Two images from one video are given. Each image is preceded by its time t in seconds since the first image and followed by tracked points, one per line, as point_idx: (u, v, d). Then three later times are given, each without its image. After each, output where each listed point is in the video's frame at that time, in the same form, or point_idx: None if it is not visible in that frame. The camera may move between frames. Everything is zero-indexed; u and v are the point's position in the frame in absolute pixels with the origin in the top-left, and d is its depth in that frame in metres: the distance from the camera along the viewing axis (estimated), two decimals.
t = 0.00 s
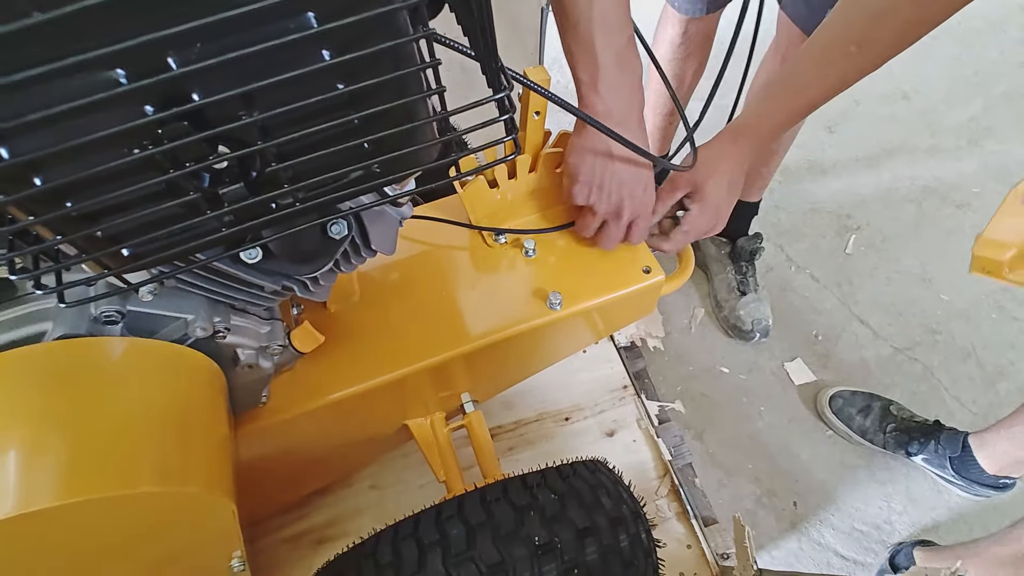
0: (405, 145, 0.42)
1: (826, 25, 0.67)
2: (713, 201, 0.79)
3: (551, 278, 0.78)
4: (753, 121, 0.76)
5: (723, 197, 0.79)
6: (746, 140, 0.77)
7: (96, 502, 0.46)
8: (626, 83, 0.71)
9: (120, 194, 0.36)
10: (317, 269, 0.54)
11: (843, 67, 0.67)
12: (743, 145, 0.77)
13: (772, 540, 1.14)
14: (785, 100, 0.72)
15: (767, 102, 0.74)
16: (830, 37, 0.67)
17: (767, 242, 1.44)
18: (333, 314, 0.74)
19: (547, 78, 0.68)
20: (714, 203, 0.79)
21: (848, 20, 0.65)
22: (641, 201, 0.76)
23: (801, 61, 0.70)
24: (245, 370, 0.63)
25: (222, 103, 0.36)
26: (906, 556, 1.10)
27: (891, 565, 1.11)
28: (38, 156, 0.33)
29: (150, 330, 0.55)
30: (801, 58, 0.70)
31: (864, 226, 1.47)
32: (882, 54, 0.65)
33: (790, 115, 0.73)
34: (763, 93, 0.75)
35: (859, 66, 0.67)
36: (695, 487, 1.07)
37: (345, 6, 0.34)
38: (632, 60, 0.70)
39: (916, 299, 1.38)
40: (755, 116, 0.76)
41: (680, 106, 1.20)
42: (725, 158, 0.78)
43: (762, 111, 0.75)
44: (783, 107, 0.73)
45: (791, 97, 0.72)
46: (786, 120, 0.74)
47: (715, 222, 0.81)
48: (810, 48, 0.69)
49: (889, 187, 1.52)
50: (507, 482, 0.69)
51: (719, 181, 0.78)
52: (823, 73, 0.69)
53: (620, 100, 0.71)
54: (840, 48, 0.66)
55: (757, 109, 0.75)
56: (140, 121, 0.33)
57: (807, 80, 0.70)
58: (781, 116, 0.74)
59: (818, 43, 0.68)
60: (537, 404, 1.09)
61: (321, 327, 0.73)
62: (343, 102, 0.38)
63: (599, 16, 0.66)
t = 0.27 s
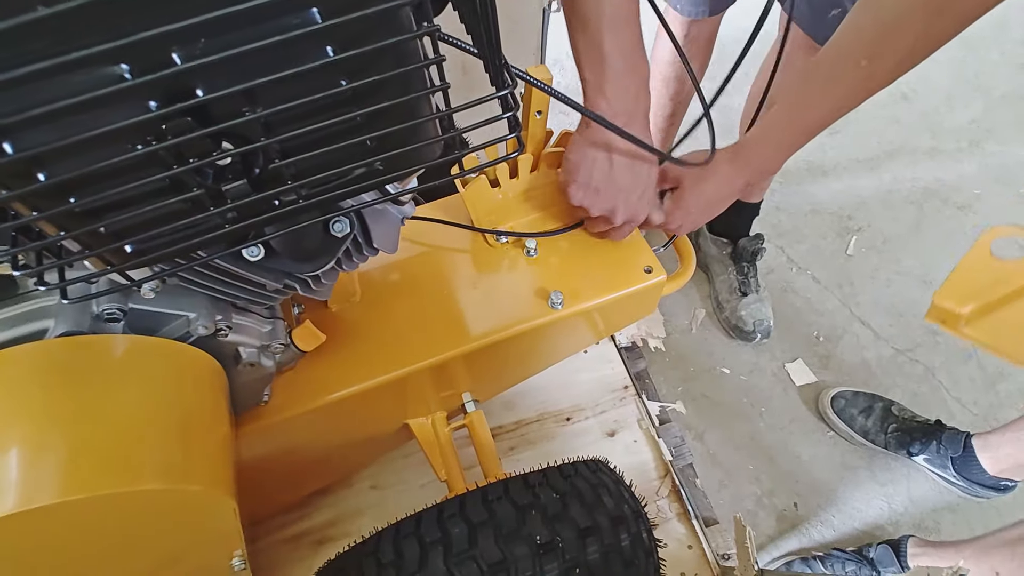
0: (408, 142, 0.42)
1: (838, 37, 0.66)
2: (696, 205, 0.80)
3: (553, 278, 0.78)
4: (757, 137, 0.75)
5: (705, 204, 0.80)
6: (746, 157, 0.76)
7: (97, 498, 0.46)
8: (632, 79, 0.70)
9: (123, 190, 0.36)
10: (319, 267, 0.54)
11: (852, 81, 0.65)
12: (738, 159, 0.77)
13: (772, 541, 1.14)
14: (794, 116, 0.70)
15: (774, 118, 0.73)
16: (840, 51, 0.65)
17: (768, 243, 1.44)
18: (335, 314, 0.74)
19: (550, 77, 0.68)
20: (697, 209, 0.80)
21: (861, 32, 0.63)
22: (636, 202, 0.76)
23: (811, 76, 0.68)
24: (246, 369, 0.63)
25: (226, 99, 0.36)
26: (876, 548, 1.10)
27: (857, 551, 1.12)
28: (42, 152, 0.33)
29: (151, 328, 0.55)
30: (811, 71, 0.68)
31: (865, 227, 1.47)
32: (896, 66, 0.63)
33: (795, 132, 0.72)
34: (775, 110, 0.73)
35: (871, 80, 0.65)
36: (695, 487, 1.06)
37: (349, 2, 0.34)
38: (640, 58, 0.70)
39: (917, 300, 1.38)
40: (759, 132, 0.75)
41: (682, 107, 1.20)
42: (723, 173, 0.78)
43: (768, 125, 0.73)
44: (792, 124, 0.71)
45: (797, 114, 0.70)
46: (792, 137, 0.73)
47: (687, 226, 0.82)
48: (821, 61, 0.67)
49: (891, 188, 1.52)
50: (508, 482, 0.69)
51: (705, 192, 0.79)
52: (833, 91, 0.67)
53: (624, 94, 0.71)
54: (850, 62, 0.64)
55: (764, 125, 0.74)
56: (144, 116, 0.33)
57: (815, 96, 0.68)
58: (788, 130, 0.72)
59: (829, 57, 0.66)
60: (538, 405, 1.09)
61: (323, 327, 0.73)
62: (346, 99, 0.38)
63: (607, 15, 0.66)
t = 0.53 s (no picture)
0: (411, 144, 0.42)
1: (841, 42, 0.65)
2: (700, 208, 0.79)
3: (555, 280, 0.78)
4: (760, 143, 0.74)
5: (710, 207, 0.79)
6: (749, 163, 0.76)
7: (98, 502, 0.45)
8: (635, 81, 0.70)
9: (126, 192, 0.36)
10: (321, 269, 0.53)
11: (859, 84, 0.65)
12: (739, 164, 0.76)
13: (773, 545, 1.14)
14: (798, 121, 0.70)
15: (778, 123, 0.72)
16: (845, 56, 0.64)
17: (769, 246, 1.44)
18: (336, 316, 0.74)
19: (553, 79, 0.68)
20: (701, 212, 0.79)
21: (867, 36, 0.62)
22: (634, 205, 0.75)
23: (815, 81, 0.67)
24: (247, 372, 0.63)
25: (229, 101, 0.35)
26: (879, 555, 1.10)
27: (858, 558, 1.12)
28: (44, 154, 0.33)
29: (152, 330, 0.54)
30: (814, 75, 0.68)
31: (867, 230, 1.47)
32: (903, 68, 0.63)
33: (797, 136, 0.72)
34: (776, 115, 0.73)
35: (877, 84, 0.65)
36: (696, 490, 1.07)
37: (354, 4, 0.34)
38: (643, 60, 0.70)
39: (918, 303, 1.38)
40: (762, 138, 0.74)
41: (684, 109, 1.20)
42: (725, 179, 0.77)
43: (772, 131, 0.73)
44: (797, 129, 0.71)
45: (802, 120, 0.70)
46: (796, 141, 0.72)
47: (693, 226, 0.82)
48: (824, 65, 0.66)
49: (892, 192, 1.52)
50: (510, 485, 0.69)
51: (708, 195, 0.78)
52: (839, 95, 0.66)
53: (627, 96, 0.71)
54: (856, 67, 0.64)
55: (769, 131, 0.73)
56: (147, 118, 0.33)
57: (820, 101, 0.68)
58: (793, 135, 0.72)
59: (833, 61, 0.66)
60: (539, 407, 1.09)
61: (324, 329, 0.73)
62: (350, 101, 0.38)
63: (611, 17, 0.66)
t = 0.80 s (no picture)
0: (412, 150, 0.42)
1: (844, 46, 0.65)
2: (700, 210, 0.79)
3: (555, 282, 0.78)
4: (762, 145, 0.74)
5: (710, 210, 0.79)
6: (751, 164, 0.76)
7: (97, 507, 0.45)
8: (637, 85, 0.70)
9: (126, 198, 0.36)
10: (322, 273, 0.53)
11: (860, 89, 0.65)
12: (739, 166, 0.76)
13: (773, 547, 1.14)
14: (801, 124, 0.70)
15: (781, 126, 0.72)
16: (847, 61, 0.64)
17: (770, 248, 1.44)
18: (337, 319, 0.74)
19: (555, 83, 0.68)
20: (701, 215, 0.79)
21: (869, 41, 0.62)
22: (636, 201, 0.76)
23: (817, 85, 0.67)
24: (247, 375, 0.63)
25: (230, 107, 0.35)
26: (879, 558, 1.10)
27: (858, 561, 1.11)
28: (44, 160, 0.33)
29: (153, 334, 0.54)
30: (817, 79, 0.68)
31: (867, 232, 1.46)
32: (905, 72, 0.63)
33: (801, 139, 0.72)
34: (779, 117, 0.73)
35: (877, 89, 0.65)
36: (696, 492, 1.07)
37: (356, 9, 0.34)
38: (645, 63, 0.70)
39: (919, 306, 1.38)
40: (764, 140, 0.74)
41: (686, 111, 1.20)
42: (726, 180, 0.77)
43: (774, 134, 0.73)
44: (800, 132, 0.71)
45: (804, 123, 0.70)
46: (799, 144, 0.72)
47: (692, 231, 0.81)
48: (827, 69, 0.66)
49: (893, 194, 1.52)
50: (510, 488, 0.69)
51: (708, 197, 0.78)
52: (841, 99, 0.66)
53: (630, 99, 0.71)
54: (858, 72, 0.64)
55: (769, 136, 0.73)
56: (148, 125, 0.33)
57: (822, 105, 0.68)
58: (796, 139, 0.72)
59: (835, 65, 0.65)
60: (540, 410, 1.09)
61: (324, 331, 0.73)
62: (351, 107, 0.38)
63: (613, 20, 0.66)
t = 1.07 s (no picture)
0: (413, 153, 0.42)
1: (843, 45, 0.64)
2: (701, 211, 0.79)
3: (556, 284, 0.78)
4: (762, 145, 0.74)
5: (712, 211, 0.79)
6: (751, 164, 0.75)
7: (97, 512, 0.45)
8: (638, 86, 0.70)
9: (125, 202, 0.36)
10: (322, 275, 0.53)
11: (860, 88, 0.65)
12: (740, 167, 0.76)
13: (775, 549, 1.13)
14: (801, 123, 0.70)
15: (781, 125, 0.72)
16: (846, 60, 0.64)
17: (771, 249, 1.44)
18: (337, 322, 0.73)
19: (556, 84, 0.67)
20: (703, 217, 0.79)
21: (868, 41, 0.62)
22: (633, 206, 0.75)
23: (817, 84, 0.67)
24: (247, 378, 0.62)
25: (230, 110, 0.35)
26: (880, 560, 1.10)
27: (860, 563, 1.11)
28: (43, 164, 0.33)
29: (152, 337, 0.54)
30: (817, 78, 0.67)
31: (868, 233, 1.46)
32: (906, 71, 0.63)
33: (801, 138, 0.71)
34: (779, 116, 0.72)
35: (876, 88, 0.65)
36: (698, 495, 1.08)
37: (356, 12, 0.33)
38: (646, 64, 0.69)
39: (920, 306, 1.38)
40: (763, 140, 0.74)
41: (686, 112, 1.20)
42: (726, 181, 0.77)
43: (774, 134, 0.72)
44: (800, 131, 0.70)
45: (804, 123, 0.69)
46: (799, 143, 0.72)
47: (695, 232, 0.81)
48: (826, 69, 0.66)
49: (893, 194, 1.51)
50: (512, 491, 0.69)
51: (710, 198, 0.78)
52: (841, 98, 0.66)
53: (631, 100, 0.71)
54: (858, 71, 0.64)
55: (768, 134, 0.73)
56: (148, 129, 0.33)
57: (822, 105, 0.67)
58: (796, 138, 0.71)
59: (835, 65, 0.65)
60: (540, 412, 1.09)
61: (324, 334, 0.73)
62: (352, 109, 0.38)
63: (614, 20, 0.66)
